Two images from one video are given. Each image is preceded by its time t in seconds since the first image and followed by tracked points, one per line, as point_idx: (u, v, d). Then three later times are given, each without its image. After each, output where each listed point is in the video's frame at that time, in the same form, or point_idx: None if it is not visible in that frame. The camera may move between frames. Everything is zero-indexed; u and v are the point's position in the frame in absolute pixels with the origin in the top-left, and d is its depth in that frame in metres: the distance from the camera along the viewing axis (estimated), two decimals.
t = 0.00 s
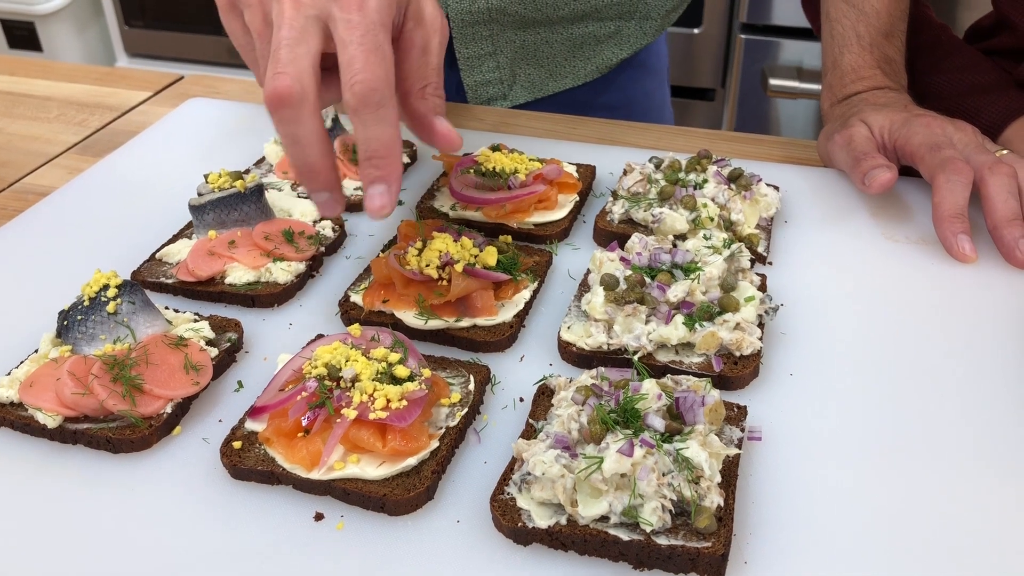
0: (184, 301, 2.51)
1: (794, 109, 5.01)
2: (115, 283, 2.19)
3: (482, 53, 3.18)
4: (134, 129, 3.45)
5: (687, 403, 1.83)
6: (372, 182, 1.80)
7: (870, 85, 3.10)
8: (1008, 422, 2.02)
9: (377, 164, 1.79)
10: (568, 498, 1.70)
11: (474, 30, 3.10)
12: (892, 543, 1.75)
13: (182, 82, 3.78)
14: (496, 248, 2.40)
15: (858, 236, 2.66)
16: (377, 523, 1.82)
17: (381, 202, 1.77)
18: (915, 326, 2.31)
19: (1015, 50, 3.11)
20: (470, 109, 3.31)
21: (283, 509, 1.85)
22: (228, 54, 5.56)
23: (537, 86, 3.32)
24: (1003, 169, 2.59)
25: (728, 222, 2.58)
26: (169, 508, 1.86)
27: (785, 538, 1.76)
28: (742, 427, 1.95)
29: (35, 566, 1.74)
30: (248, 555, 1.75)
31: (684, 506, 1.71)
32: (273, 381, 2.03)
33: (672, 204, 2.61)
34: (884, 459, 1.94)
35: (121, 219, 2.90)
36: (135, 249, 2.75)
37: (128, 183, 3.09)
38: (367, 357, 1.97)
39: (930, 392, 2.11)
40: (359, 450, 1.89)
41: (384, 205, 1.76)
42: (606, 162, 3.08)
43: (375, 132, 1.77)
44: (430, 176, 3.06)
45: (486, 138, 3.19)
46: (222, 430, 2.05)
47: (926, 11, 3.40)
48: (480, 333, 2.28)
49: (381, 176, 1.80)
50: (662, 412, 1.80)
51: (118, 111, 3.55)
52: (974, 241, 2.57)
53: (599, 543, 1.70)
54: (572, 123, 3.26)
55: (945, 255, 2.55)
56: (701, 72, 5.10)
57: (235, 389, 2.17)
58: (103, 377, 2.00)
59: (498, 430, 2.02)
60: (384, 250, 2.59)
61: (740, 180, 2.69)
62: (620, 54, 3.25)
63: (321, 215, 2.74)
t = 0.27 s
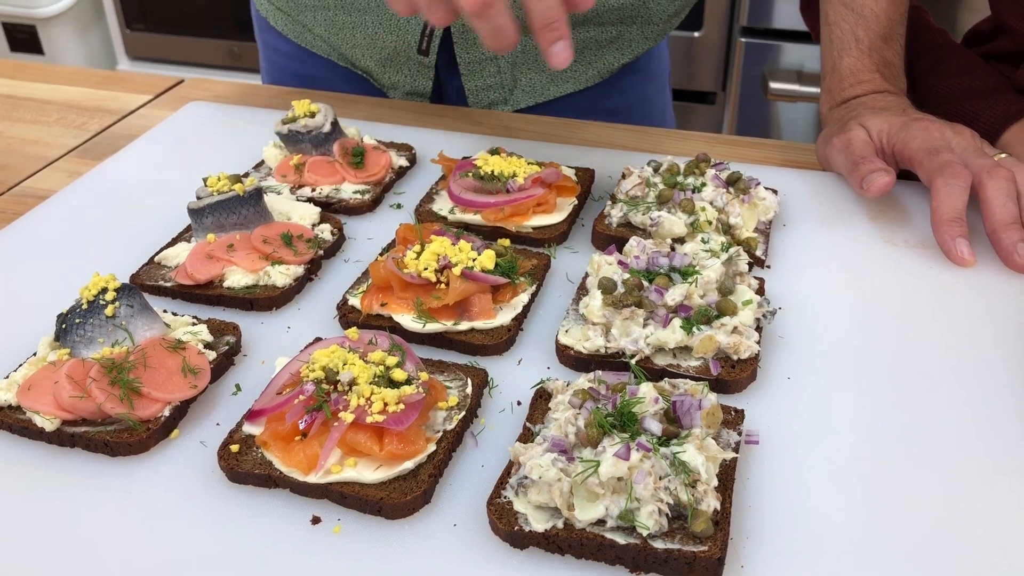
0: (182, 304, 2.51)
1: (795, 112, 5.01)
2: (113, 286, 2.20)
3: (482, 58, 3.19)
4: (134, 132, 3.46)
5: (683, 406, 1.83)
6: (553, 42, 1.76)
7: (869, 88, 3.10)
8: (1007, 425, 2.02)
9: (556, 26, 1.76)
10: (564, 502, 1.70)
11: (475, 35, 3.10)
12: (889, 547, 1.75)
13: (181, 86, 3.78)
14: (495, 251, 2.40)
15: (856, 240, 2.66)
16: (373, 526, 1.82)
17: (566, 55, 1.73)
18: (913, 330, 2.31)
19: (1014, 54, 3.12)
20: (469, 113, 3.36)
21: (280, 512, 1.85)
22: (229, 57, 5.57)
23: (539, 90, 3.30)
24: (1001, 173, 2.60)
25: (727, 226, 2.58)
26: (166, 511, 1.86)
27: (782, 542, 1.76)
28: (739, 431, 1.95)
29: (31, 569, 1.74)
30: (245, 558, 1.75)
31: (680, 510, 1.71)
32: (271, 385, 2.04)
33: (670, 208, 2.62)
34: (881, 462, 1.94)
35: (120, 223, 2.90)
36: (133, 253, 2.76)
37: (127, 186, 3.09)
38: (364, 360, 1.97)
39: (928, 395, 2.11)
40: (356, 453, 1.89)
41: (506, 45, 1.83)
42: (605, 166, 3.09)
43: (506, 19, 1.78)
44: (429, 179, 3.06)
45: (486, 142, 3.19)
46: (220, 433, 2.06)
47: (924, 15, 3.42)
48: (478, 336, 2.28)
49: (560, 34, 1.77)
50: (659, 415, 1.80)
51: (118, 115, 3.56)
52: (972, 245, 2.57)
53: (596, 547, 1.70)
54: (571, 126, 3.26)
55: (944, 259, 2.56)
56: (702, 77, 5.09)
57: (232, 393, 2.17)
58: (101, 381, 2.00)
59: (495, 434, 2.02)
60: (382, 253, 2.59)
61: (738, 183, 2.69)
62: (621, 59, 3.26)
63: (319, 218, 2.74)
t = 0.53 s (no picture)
0: (180, 309, 2.51)
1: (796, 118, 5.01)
2: (110, 291, 2.20)
3: (480, 62, 3.19)
4: (133, 136, 3.47)
5: (678, 413, 1.83)
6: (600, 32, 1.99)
7: (868, 94, 3.10)
8: (1004, 432, 2.01)
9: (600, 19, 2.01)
10: (559, 508, 1.70)
11: (472, 40, 3.10)
12: (882, 553, 1.75)
13: (181, 90, 3.79)
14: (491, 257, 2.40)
15: (853, 246, 2.66)
16: (368, 532, 1.82)
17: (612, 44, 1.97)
18: (910, 336, 2.31)
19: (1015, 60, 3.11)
20: (467, 117, 3.36)
21: (275, 518, 1.85)
22: (231, 61, 5.59)
23: (536, 94, 3.33)
24: (998, 180, 2.60)
25: (724, 232, 2.58)
26: (160, 516, 1.86)
27: (777, 550, 1.76)
28: (734, 438, 1.95)
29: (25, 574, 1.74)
30: (239, 564, 1.75)
31: (675, 518, 1.71)
32: (267, 390, 2.04)
33: (667, 214, 2.62)
34: (876, 468, 1.94)
35: (118, 227, 2.91)
36: (131, 257, 2.76)
37: (126, 190, 3.10)
38: (360, 367, 1.97)
39: (924, 402, 2.11)
40: (351, 460, 1.89)
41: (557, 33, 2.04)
42: (603, 171, 3.09)
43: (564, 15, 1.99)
44: (426, 185, 3.07)
45: (484, 147, 3.20)
46: (215, 439, 2.06)
47: (924, 21, 3.41)
48: (474, 343, 2.28)
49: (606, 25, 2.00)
50: (654, 422, 1.80)
51: (117, 119, 3.56)
52: (970, 251, 2.57)
53: (590, 554, 1.70)
54: (570, 131, 3.27)
55: (941, 266, 2.55)
56: (704, 81, 5.10)
57: (228, 398, 2.17)
58: (98, 386, 2.00)
59: (491, 441, 2.02)
60: (380, 258, 2.59)
61: (735, 189, 2.69)
62: (620, 64, 3.24)
63: (317, 223, 2.75)
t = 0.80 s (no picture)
0: (181, 310, 2.51)
1: (798, 119, 5.00)
2: (111, 292, 2.19)
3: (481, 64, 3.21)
4: (136, 137, 3.47)
5: (681, 414, 1.82)
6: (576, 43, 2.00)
7: (871, 95, 3.10)
8: (1008, 434, 2.00)
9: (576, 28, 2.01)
10: (561, 510, 1.69)
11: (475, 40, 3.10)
12: (885, 555, 1.74)
13: (184, 91, 3.79)
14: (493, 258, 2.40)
15: (856, 247, 2.65)
16: (369, 533, 1.82)
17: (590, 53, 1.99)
18: (914, 338, 2.30)
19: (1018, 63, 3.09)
20: (469, 118, 3.36)
21: (276, 519, 1.85)
22: (234, 63, 5.59)
23: (538, 99, 3.31)
24: (1002, 181, 2.59)
25: (727, 233, 2.58)
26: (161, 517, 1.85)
27: (780, 551, 1.75)
28: (737, 439, 1.94)
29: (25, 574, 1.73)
30: (238, 565, 1.74)
31: (677, 519, 1.70)
32: (268, 391, 2.03)
33: (670, 214, 2.61)
34: (879, 470, 1.93)
35: (120, 228, 2.91)
36: (133, 257, 2.76)
37: (128, 191, 3.10)
38: (361, 367, 1.96)
39: (928, 405, 2.10)
40: (352, 460, 1.89)
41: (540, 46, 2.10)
42: (605, 172, 3.08)
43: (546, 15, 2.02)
44: (428, 186, 3.06)
45: (486, 148, 3.19)
46: (217, 439, 2.05)
47: (928, 24, 3.39)
48: (476, 343, 2.27)
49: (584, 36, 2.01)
50: (656, 423, 1.79)
51: (120, 120, 3.57)
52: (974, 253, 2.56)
53: (592, 556, 1.69)
54: (572, 133, 3.26)
55: (945, 267, 2.55)
56: (706, 83, 5.09)
57: (230, 399, 2.17)
58: (99, 386, 2.00)
59: (492, 442, 2.02)
60: (382, 259, 2.59)
61: (738, 190, 2.69)
62: (622, 70, 3.25)
63: (319, 224, 2.75)
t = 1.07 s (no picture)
0: (188, 313, 2.52)
1: (803, 123, 5.01)
2: (120, 295, 2.21)
3: (487, 64, 3.21)
4: (143, 141, 3.48)
5: (687, 417, 1.83)
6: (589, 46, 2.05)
7: (876, 99, 3.10)
8: (1014, 438, 2.00)
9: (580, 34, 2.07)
10: (568, 513, 1.69)
11: (481, 42, 3.13)
12: (892, 559, 1.74)
13: (190, 95, 3.81)
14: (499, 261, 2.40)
15: (861, 251, 2.65)
16: (377, 536, 1.82)
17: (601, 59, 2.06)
18: (920, 341, 2.30)
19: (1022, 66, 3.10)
20: (475, 122, 3.37)
21: (283, 522, 1.86)
22: (239, 66, 5.61)
23: (542, 96, 3.34)
24: (1008, 185, 2.58)
25: (732, 236, 2.58)
26: (169, 519, 1.86)
27: (787, 555, 1.75)
28: (743, 442, 1.95)
29: None
30: (246, 568, 1.75)
31: (684, 522, 1.71)
32: (276, 394, 2.04)
33: (675, 218, 2.62)
34: (885, 473, 1.93)
35: (128, 231, 2.92)
36: (140, 261, 2.77)
37: (135, 195, 3.12)
38: (368, 370, 1.97)
39: (934, 408, 2.10)
40: (360, 463, 1.89)
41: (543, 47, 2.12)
42: (611, 176, 3.09)
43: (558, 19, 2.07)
44: (434, 189, 3.07)
45: (492, 152, 3.20)
46: (224, 442, 2.06)
47: (931, 26, 3.41)
48: (482, 347, 2.28)
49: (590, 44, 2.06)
50: (663, 426, 1.79)
51: (126, 124, 3.58)
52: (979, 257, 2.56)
53: (599, 559, 1.70)
54: (578, 136, 3.27)
55: (950, 271, 2.55)
56: (711, 86, 5.10)
57: (237, 402, 2.18)
58: (107, 389, 2.01)
59: (499, 445, 2.02)
60: (389, 262, 2.60)
61: (744, 194, 2.69)
62: (627, 69, 3.24)
63: (325, 227, 2.76)
